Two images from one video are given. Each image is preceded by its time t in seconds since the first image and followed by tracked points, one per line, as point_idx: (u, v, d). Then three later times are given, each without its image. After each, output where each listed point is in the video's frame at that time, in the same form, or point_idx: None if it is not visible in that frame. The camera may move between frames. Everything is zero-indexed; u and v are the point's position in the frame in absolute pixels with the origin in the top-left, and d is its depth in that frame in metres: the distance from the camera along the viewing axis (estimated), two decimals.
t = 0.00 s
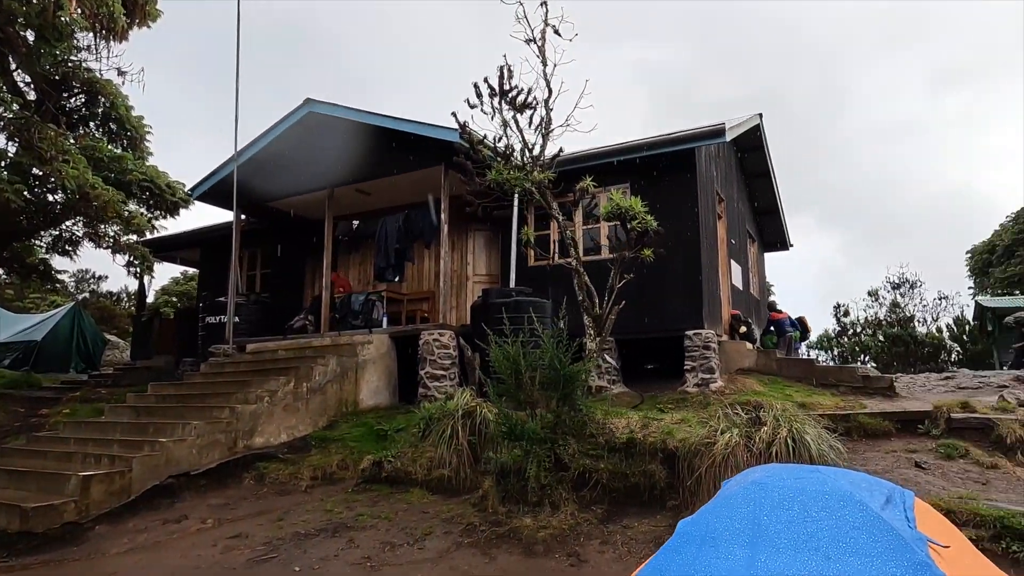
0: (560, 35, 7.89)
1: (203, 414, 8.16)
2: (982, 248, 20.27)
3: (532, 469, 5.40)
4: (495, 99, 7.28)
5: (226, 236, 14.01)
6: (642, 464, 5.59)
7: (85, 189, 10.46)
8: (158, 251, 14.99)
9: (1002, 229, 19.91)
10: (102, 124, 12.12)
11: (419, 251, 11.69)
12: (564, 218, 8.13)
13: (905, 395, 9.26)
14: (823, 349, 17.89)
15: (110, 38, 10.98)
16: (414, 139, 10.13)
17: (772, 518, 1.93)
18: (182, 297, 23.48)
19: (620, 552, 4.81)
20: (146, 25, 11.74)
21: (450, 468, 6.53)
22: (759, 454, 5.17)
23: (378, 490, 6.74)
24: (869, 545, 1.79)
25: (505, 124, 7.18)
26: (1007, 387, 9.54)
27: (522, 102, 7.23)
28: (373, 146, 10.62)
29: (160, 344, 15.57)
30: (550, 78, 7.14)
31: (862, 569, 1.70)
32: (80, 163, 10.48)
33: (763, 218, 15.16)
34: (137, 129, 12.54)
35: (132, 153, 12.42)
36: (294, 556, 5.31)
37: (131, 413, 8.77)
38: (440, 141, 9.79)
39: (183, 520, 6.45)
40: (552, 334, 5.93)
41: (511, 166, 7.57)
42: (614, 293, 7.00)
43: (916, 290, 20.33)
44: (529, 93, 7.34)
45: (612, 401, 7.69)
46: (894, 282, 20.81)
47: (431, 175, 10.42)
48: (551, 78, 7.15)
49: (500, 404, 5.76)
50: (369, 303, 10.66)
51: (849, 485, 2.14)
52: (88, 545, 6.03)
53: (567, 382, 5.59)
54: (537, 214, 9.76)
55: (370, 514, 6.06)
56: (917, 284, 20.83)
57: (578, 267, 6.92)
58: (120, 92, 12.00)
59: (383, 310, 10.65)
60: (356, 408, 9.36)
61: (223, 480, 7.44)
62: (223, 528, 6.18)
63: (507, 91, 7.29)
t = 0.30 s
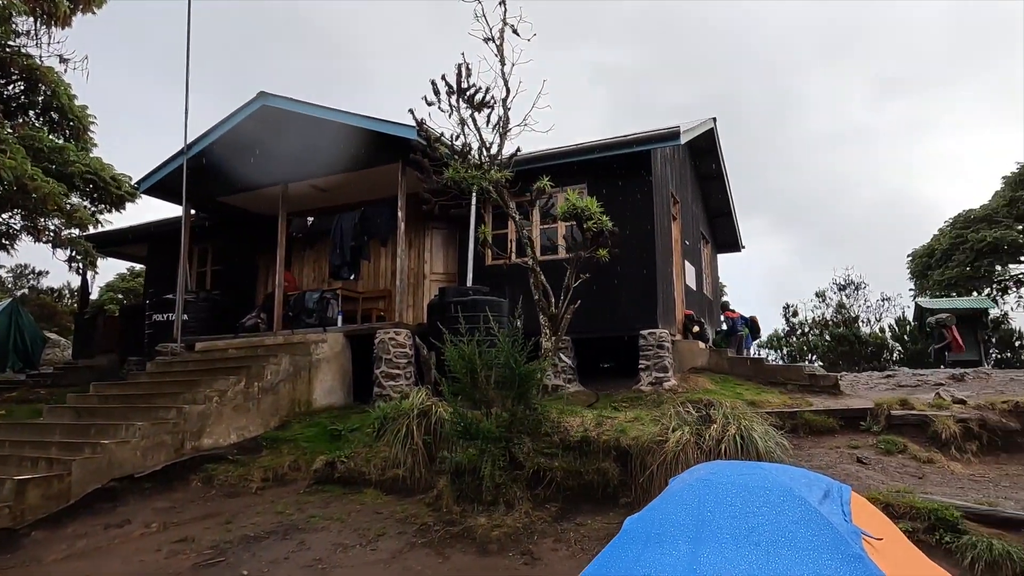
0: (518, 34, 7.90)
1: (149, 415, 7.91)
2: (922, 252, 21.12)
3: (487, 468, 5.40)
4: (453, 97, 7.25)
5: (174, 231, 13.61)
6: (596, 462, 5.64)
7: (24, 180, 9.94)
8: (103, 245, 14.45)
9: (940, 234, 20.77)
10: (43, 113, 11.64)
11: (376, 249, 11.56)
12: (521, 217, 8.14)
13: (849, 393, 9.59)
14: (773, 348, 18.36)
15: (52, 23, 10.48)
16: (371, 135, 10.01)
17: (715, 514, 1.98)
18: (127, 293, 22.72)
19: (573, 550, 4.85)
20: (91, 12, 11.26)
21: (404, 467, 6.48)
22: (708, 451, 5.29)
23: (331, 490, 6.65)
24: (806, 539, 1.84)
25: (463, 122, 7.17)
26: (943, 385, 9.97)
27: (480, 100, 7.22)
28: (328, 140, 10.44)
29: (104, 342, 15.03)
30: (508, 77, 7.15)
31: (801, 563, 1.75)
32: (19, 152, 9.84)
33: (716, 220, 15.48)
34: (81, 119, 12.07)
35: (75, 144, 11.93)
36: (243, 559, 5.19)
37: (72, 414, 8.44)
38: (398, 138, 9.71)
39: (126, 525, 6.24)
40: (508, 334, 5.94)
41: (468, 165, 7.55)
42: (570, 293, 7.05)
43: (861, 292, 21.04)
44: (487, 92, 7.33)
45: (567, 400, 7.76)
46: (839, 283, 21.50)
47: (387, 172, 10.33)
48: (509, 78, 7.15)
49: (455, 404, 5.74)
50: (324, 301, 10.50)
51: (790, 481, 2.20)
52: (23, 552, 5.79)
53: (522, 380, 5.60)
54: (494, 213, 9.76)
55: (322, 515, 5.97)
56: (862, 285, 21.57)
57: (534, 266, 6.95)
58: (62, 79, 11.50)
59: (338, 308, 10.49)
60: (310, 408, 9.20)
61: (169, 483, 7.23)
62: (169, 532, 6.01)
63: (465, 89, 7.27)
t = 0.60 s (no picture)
0: (501, 34, 7.90)
1: (124, 415, 7.80)
2: (898, 253, 21.44)
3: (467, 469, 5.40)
4: (435, 96, 7.23)
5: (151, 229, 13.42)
6: (576, 462, 5.65)
7: None
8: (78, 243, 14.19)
9: (915, 236, 21.10)
10: (16, 108, 11.42)
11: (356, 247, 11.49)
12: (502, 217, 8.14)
13: (826, 392, 9.71)
14: (752, 348, 18.58)
15: (26, 17, 10.24)
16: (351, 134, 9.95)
17: (692, 512, 1.99)
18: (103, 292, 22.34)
19: (553, 549, 4.86)
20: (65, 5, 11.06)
21: (385, 467, 6.44)
22: (687, 450, 5.34)
23: (310, 491, 6.60)
24: (782, 537, 1.85)
25: (445, 121, 7.15)
26: (917, 384, 10.13)
27: (461, 100, 7.20)
28: (308, 139, 10.35)
29: (78, 342, 14.77)
30: (490, 77, 7.14)
31: (775, 561, 1.76)
32: None
33: (696, 221, 15.60)
34: (55, 114, 11.86)
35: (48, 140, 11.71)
36: (219, 562, 5.13)
37: (44, 415, 8.28)
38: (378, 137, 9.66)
39: (100, 527, 6.14)
40: (489, 333, 5.92)
41: (449, 164, 7.52)
42: (551, 293, 7.06)
43: (838, 292, 21.30)
44: (469, 91, 7.31)
45: (548, 399, 7.78)
46: (817, 283, 21.75)
47: (368, 170, 10.26)
48: (491, 77, 7.15)
49: (435, 403, 5.72)
50: (304, 301, 10.42)
51: (766, 480, 2.22)
52: None
53: (503, 381, 5.60)
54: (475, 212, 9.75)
55: (301, 517, 5.91)
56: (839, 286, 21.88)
57: (515, 265, 6.95)
58: (35, 73, 11.29)
59: (318, 308, 10.41)
60: (289, 408, 9.12)
61: (144, 484, 7.13)
62: (144, 534, 5.92)
63: (447, 88, 7.26)
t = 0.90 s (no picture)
0: (492, 33, 7.90)
1: (111, 415, 7.73)
2: (886, 254, 21.60)
3: (459, 469, 5.40)
4: (426, 95, 7.22)
5: (139, 228, 13.31)
6: (567, 462, 5.66)
7: None
8: (64, 241, 14.04)
9: (902, 236, 21.27)
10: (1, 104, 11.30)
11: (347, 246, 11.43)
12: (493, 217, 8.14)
13: (814, 392, 9.77)
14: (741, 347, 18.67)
15: (12, 14, 10.10)
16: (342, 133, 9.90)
17: (684, 512, 1.99)
18: (90, 291, 22.13)
19: (544, 549, 4.86)
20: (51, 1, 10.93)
21: (375, 467, 6.42)
22: (678, 449, 5.35)
23: (300, 491, 6.57)
24: (773, 536, 1.86)
25: (436, 120, 7.14)
26: (905, 384, 10.21)
27: (453, 99, 7.19)
28: (297, 137, 10.30)
29: (65, 342, 14.61)
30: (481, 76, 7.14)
31: (767, 559, 1.76)
32: None
33: (686, 221, 15.65)
34: (41, 111, 11.75)
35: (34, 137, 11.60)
36: (208, 563, 5.09)
37: (30, 415, 8.19)
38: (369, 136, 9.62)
39: (87, 528, 6.09)
40: (479, 333, 5.91)
41: (441, 163, 7.51)
42: (542, 293, 7.06)
43: (826, 292, 21.43)
44: (460, 91, 7.30)
45: (538, 399, 7.79)
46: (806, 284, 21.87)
47: (359, 169, 10.22)
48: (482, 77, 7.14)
49: (427, 403, 5.71)
50: (294, 300, 10.36)
51: (757, 479, 2.23)
52: None
53: (493, 380, 5.59)
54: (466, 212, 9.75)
55: (291, 517, 5.88)
56: (827, 286, 22.04)
57: (507, 265, 6.95)
58: (21, 70, 11.18)
59: (308, 307, 10.36)
60: (279, 408, 9.08)
61: (132, 485, 7.07)
62: (132, 535, 5.87)
63: (438, 87, 7.24)
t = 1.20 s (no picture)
0: (487, 33, 7.89)
1: (104, 415, 7.69)
2: (878, 254, 21.70)
3: (454, 469, 5.40)
4: (421, 95, 7.22)
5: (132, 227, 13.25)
6: (562, 461, 5.66)
7: None
8: (56, 240, 13.95)
9: (894, 237, 21.38)
10: None
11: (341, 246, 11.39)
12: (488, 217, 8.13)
13: (807, 391, 9.83)
14: (734, 346, 18.75)
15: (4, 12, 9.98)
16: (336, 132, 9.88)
17: (682, 511, 2.00)
18: (81, 291, 22.01)
19: (539, 548, 4.87)
20: None
21: (370, 468, 6.41)
22: (673, 449, 5.36)
23: (295, 492, 6.56)
24: (770, 535, 1.87)
25: (431, 120, 7.14)
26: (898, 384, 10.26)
27: (448, 99, 7.19)
28: (290, 137, 10.27)
29: (56, 342, 14.52)
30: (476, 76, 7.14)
31: (765, 560, 1.77)
32: None
33: (680, 221, 15.69)
34: (32, 110, 11.69)
35: (25, 136, 11.52)
36: (202, 564, 5.07)
37: (22, 416, 8.14)
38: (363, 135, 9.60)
39: (79, 529, 6.06)
40: (475, 333, 5.92)
41: (436, 163, 7.50)
42: (537, 293, 7.05)
43: (819, 292, 21.52)
44: (455, 90, 7.30)
45: (533, 398, 7.79)
46: (799, 284, 21.95)
47: (353, 169, 10.20)
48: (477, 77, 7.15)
49: (422, 403, 5.71)
50: (288, 300, 10.33)
51: (754, 479, 2.24)
52: None
53: (488, 380, 5.60)
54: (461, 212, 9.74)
55: (285, 518, 5.87)
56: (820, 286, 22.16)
57: (501, 265, 6.94)
58: (12, 68, 11.13)
59: (302, 307, 10.33)
60: (272, 408, 9.05)
61: (125, 486, 7.05)
62: (125, 536, 5.84)
63: (433, 87, 7.24)
